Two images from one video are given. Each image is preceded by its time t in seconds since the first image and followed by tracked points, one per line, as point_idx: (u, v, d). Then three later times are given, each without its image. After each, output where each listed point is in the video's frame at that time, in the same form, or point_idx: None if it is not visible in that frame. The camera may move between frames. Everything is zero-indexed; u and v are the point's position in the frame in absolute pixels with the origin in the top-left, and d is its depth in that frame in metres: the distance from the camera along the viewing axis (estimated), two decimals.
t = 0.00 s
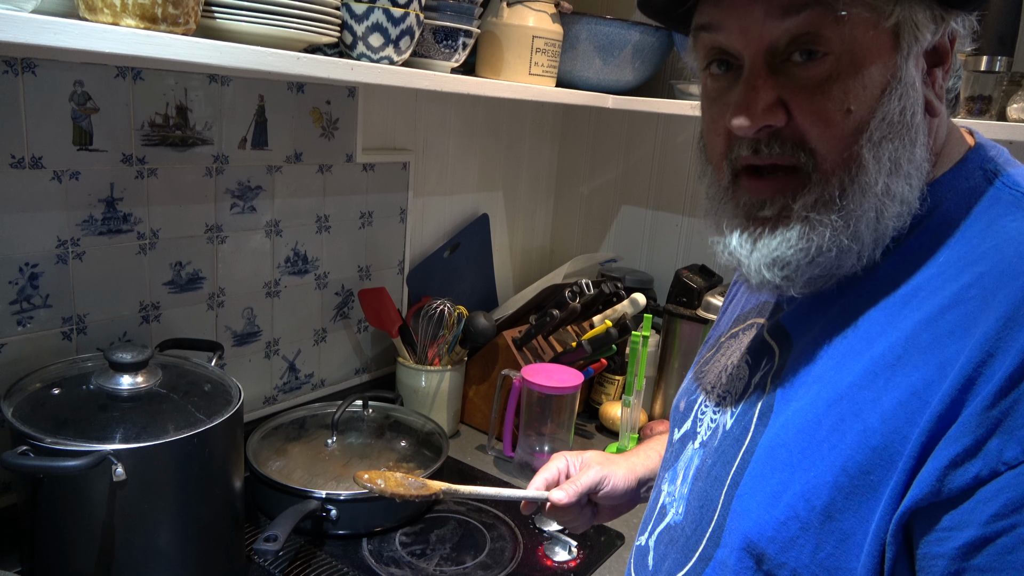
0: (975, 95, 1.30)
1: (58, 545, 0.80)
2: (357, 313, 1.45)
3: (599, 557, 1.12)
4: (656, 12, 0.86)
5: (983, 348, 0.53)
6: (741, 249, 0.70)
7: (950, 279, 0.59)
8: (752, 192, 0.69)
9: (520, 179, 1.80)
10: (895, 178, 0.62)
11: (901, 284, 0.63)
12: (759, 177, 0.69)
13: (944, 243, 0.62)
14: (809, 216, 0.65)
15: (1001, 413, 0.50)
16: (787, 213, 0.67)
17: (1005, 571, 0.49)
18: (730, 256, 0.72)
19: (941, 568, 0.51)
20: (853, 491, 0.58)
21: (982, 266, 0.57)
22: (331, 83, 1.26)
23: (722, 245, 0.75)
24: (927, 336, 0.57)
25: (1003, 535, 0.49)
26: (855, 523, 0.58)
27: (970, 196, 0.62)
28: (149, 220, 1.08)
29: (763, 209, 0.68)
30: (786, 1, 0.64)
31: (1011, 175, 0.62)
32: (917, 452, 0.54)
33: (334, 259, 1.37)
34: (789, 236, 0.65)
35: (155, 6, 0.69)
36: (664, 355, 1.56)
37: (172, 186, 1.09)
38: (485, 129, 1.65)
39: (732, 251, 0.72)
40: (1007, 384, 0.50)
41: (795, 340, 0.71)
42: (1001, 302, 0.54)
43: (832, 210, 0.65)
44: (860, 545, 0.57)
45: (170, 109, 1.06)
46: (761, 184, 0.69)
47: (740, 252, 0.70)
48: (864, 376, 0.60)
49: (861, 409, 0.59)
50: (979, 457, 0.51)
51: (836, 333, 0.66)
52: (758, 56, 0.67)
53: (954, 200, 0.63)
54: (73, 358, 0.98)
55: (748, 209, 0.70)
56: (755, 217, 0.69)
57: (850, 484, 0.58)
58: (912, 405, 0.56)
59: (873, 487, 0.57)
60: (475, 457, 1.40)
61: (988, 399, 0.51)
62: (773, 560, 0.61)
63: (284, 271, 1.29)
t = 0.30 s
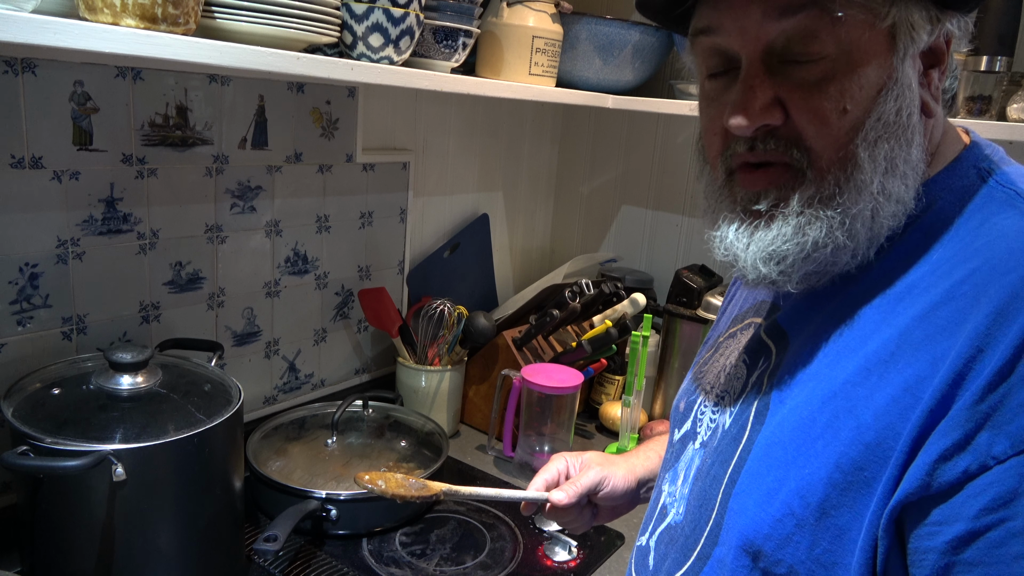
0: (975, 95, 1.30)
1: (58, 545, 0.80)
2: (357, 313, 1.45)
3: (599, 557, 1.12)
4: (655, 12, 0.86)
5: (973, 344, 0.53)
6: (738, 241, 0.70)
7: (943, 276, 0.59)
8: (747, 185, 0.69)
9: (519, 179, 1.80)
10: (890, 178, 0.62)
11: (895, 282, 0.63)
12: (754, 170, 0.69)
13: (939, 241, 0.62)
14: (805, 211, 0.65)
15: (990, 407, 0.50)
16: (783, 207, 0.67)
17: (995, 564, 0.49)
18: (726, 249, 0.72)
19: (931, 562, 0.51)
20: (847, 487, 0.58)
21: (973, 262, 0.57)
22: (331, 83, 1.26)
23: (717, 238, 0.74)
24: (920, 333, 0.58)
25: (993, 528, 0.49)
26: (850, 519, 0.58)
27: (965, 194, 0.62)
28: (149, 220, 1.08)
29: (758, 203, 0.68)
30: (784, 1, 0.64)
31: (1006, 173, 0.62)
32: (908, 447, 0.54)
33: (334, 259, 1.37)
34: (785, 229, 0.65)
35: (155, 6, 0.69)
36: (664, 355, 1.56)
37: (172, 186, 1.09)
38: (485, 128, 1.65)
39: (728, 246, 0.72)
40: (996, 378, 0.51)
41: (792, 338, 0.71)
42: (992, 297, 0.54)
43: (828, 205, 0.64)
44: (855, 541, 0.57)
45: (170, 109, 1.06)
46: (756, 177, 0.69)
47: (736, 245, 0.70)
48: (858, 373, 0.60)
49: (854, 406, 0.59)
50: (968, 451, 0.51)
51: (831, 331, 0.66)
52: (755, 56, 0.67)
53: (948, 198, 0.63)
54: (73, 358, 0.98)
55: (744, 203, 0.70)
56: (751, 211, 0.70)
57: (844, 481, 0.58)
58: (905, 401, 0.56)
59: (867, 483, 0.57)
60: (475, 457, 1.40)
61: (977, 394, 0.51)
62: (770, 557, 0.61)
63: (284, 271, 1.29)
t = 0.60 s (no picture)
0: (975, 95, 1.30)
1: (58, 545, 0.80)
2: (357, 313, 1.45)
3: (599, 557, 1.12)
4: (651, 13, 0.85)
5: (972, 341, 0.53)
6: (734, 240, 0.70)
7: (942, 274, 0.59)
8: (745, 183, 0.69)
9: (519, 179, 1.80)
10: (890, 177, 0.62)
11: (894, 280, 0.63)
12: (751, 168, 0.69)
13: (937, 239, 0.62)
14: (803, 209, 0.65)
15: (990, 404, 0.50)
16: (780, 205, 0.67)
17: (996, 562, 0.49)
18: (722, 248, 0.72)
19: (933, 560, 0.51)
20: (848, 486, 0.58)
21: (971, 260, 0.57)
22: (331, 83, 1.26)
23: (712, 237, 0.74)
24: (919, 331, 0.58)
25: (994, 526, 0.49)
26: (851, 518, 0.58)
27: (961, 192, 0.62)
28: (149, 220, 1.08)
29: (755, 200, 0.69)
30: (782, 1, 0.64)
31: (1002, 171, 0.62)
32: (909, 445, 0.54)
33: (334, 259, 1.37)
34: (782, 228, 0.65)
35: (155, 6, 0.69)
36: (664, 355, 1.56)
37: (172, 186, 1.09)
38: (485, 128, 1.65)
39: (723, 245, 0.72)
40: (995, 375, 0.51)
41: (791, 338, 0.71)
42: (991, 295, 0.54)
43: (826, 203, 0.64)
44: (856, 540, 0.57)
45: (170, 109, 1.06)
46: (754, 176, 0.69)
47: (732, 244, 0.70)
48: (858, 371, 0.60)
49: (854, 405, 0.59)
50: (968, 448, 0.51)
51: (830, 330, 0.66)
52: (753, 56, 0.67)
53: (946, 197, 0.63)
54: (73, 358, 0.98)
55: (741, 201, 0.70)
56: (747, 208, 0.70)
57: (845, 479, 0.58)
58: (905, 399, 0.56)
59: (867, 482, 0.57)
60: (475, 457, 1.40)
61: (976, 391, 0.51)
62: (771, 557, 0.61)
63: (284, 271, 1.29)
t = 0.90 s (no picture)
0: (975, 95, 1.30)
1: (58, 545, 0.80)
2: (357, 313, 1.45)
3: (599, 557, 1.12)
4: (655, 12, 0.86)
5: (979, 340, 0.53)
6: (735, 242, 0.69)
7: (947, 273, 0.59)
8: (747, 183, 0.69)
9: (519, 179, 1.80)
10: (895, 175, 0.62)
11: (898, 279, 0.63)
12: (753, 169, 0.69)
13: (941, 238, 0.62)
14: (805, 209, 0.65)
15: (998, 403, 0.50)
16: (782, 206, 0.67)
17: (1004, 560, 0.49)
18: (723, 248, 0.72)
19: (940, 560, 0.51)
20: (853, 485, 0.58)
21: (977, 259, 0.57)
22: (331, 83, 1.26)
23: (714, 236, 0.74)
24: (924, 330, 0.58)
25: (1002, 524, 0.49)
26: (856, 517, 0.58)
27: (965, 191, 0.62)
28: (149, 220, 1.08)
29: (757, 202, 0.69)
30: None
31: (1005, 170, 0.62)
32: (916, 444, 0.54)
33: (335, 259, 1.37)
34: (784, 228, 0.65)
35: (155, 6, 0.69)
36: (664, 355, 1.56)
37: (172, 186, 1.09)
38: (485, 128, 1.65)
39: (724, 245, 0.72)
40: (1003, 373, 0.51)
41: (795, 338, 0.71)
42: (998, 293, 0.54)
43: (829, 203, 0.64)
44: (861, 539, 0.57)
45: (170, 109, 1.06)
46: (757, 177, 0.69)
47: (733, 245, 0.70)
48: (863, 370, 0.60)
49: (860, 404, 0.59)
50: (976, 447, 0.51)
51: (834, 328, 0.66)
52: (757, 55, 0.67)
53: (949, 196, 0.63)
54: (73, 358, 0.98)
55: (742, 200, 0.70)
56: (748, 209, 0.70)
57: (850, 478, 0.58)
58: (911, 398, 0.56)
59: (873, 481, 0.57)
60: (475, 457, 1.40)
61: (984, 389, 0.51)
62: (775, 557, 0.61)
63: (284, 271, 1.29)
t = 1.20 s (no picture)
0: (974, 95, 1.30)
1: (58, 546, 0.80)
2: (357, 313, 1.45)
3: (599, 558, 1.12)
4: (659, 10, 0.86)
5: (979, 340, 0.53)
6: (738, 237, 0.69)
7: (948, 274, 0.59)
8: (748, 179, 0.70)
9: (519, 179, 1.80)
10: (896, 174, 0.62)
11: (899, 279, 0.63)
12: (756, 165, 0.70)
13: (943, 239, 0.62)
14: (808, 206, 0.65)
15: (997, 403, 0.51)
16: (784, 202, 0.67)
17: (1002, 561, 0.49)
18: (725, 245, 0.72)
19: (938, 560, 0.51)
20: (852, 485, 0.58)
21: (977, 260, 0.57)
22: (331, 83, 1.26)
23: (716, 233, 0.73)
24: (924, 330, 0.58)
25: (1000, 525, 0.49)
26: (855, 517, 0.58)
27: (966, 192, 0.62)
28: (149, 220, 1.08)
29: (758, 197, 0.69)
30: None
31: (1007, 171, 0.62)
32: (915, 444, 0.54)
33: (335, 259, 1.37)
34: (786, 224, 0.65)
35: (155, 6, 0.69)
36: (664, 355, 1.56)
37: (172, 186, 1.09)
38: (486, 128, 1.65)
39: (725, 239, 0.71)
40: (1002, 374, 0.51)
41: (797, 338, 0.71)
42: (998, 294, 0.54)
43: (831, 201, 0.64)
44: (860, 539, 0.57)
45: (170, 109, 1.06)
46: (760, 172, 0.69)
47: (735, 241, 0.70)
48: (863, 370, 0.60)
49: (860, 404, 0.59)
50: (975, 447, 0.51)
51: (835, 328, 0.66)
52: (760, 53, 0.67)
53: (951, 197, 0.63)
54: (72, 358, 0.98)
55: (744, 196, 0.70)
56: (750, 205, 0.70)
57: (850, 478, 0.58)
58: (910, 398, 0.56)
59: (873, 481, 0.57)
60: (475, 457, 1.40)
61: (983, 390, 0.51)
62: (773, 556, 0.61)
63: (284, 271, 1.29)
